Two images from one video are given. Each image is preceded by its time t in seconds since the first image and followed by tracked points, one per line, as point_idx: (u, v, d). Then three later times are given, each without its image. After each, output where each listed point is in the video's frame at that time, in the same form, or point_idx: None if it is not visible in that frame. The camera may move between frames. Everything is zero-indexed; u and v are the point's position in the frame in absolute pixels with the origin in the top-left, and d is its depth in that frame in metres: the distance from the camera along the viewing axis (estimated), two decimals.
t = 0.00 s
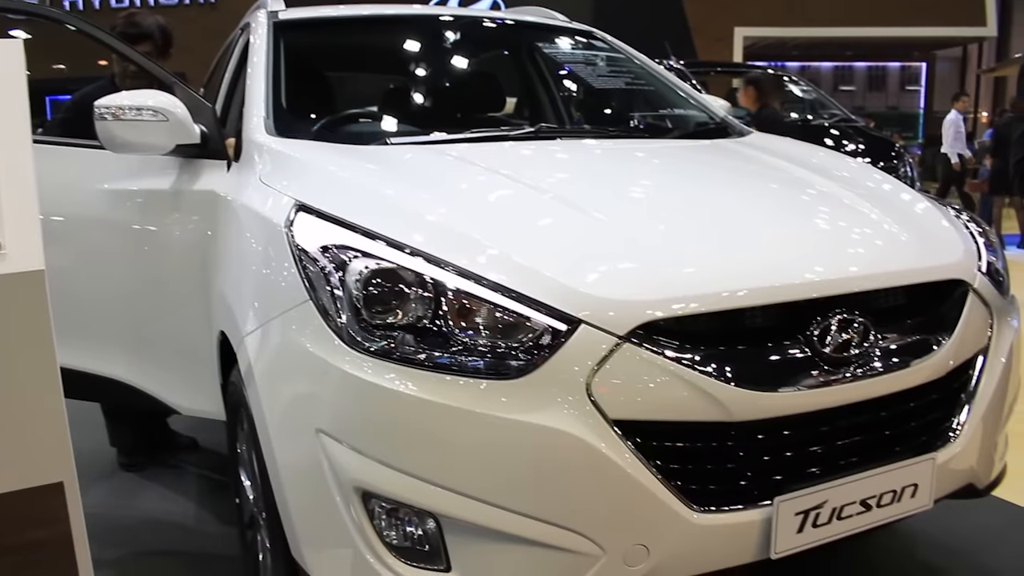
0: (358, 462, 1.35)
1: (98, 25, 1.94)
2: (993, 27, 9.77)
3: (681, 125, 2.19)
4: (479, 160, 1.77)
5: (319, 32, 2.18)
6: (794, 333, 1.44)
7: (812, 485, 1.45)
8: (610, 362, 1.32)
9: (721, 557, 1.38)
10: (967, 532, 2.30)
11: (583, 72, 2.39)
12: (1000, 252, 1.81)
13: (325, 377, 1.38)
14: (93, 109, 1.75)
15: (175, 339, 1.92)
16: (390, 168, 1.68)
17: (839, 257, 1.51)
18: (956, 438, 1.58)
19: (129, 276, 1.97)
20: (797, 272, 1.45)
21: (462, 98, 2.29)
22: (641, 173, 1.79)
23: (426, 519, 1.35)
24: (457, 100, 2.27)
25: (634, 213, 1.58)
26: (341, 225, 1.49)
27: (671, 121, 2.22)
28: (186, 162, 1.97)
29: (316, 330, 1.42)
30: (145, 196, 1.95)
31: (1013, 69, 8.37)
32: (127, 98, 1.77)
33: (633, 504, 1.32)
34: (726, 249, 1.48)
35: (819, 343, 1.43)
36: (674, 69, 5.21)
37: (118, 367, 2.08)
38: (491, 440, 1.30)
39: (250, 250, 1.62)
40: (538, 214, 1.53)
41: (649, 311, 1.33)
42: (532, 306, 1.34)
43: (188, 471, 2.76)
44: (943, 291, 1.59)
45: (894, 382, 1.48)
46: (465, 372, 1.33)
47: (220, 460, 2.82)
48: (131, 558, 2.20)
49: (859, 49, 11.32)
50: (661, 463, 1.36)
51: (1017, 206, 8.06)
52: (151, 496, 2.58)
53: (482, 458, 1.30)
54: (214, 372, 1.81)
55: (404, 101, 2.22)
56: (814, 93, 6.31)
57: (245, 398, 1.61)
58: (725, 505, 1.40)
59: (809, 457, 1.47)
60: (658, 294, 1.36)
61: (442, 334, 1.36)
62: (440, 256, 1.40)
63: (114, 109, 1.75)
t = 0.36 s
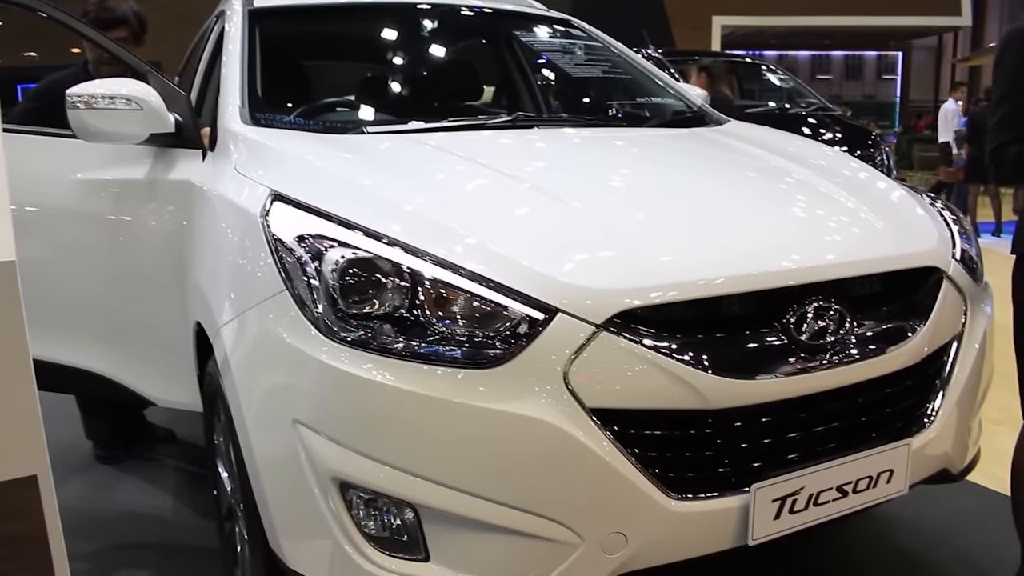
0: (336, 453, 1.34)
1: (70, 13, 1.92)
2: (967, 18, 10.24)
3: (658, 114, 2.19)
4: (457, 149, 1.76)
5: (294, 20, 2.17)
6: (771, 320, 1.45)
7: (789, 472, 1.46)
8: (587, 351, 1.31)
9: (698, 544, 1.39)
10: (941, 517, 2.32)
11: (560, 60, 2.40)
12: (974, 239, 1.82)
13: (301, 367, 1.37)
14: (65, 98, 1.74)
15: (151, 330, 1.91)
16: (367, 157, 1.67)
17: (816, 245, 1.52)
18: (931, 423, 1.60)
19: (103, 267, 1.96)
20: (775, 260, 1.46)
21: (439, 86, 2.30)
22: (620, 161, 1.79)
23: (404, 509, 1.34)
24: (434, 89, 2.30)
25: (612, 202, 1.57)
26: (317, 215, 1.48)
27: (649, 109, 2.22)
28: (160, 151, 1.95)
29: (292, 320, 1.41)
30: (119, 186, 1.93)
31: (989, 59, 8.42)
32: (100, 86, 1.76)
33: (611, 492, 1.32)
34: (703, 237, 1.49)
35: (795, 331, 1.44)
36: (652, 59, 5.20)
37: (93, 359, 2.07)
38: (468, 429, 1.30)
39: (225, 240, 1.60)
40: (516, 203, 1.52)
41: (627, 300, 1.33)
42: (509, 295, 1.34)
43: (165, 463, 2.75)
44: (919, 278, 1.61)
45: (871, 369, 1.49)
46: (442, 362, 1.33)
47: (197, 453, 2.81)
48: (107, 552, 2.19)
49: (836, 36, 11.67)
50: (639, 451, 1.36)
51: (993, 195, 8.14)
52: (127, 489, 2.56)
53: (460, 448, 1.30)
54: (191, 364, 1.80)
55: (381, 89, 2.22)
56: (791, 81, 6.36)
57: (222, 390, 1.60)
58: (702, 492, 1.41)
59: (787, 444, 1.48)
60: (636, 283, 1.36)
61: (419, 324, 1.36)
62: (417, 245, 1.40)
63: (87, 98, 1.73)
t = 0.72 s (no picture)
0: (321, 448, 1.34)
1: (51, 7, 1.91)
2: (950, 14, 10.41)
3: (643, 108, 2.20)
4: (442, 143, 1.76)
5: (278, 14, 2.19)
6: (755, 313, 1.45)
7: (774, 464, 1.47)
8: (572, 345, 1.31)
9: (684, 537, 1.39)
10: (925, 508, 2.34)
11: (545, 55, 2.41)
12: (957, 232, 1.83)
13: (286, 362, 1.37)
14: (46, 92, 1.73)
15: (136, 324, 1.90)
16: (352, 152, 1.67)
17: (801, 238, 1.52)
18: (914, 415, 1.61)
19: (86, 262, 1.94)
20: (759, 253, 1.46)
21: (424, 80, 2.29)
22: (605, 155, 1.79)
23: (390, 503, 1.34)
24: (421, 83, 2.29)
25: (597, 196, 1.58)
26: (301, 209, 1.47)
27: (634, 103, 2.22)
28: (143, 146, 1.94)
29: (277, 315, 1.40)
30: (101, 180, 1.92)
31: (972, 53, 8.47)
32: (82, 80, 1.75)
33: (597, 485, 1.32)
34: (688, 231, 1.49)
35: (779, 324, 1.44)
36: (637, 53, 5.21)
37: (77, 355, 2.06)
38: (454, 424, 1.29)
39: (209, 235, 1.60)
40: (501, 197, 1.52)
41: (612, 294, 1.33)
42: (494, 289, 1.34)
43: (151, 459, 2.74)
44: (902, 271, 1.62)
45: (855, 361, 1.49)
46: (427, 356, 1.33)
47: (182, 449, 2.80)
48: (92, 549, 2.18)
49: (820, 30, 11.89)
50: (624, 444, 1.36)
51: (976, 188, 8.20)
52: (112, 486, 2.55)
53: (446, 442, 1.30)
54: (175, 359, 1.79)
55: (365, 83, 2.21)
56: (776, 75, 6.38)
57: (206, 386, 1.59)
58: (687, 485, 1.41)
59: (773, 436, 1.48)
60: (621, 276, 1.36)
61: (404, 318, 1.36)
62: (402, 239, 1.40)
63: (68, 92, 1.72)
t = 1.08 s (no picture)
0: (308, 445, 1.34)
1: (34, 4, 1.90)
2: (935, 9, 10.47)
3: (630, 104, 2.20)
4: (429, 140, 1.76)
5: (264, 11, 2.18)
6: (742, 309, 1.45)
7: (761, 459, 1.47)
8: (559, 341, 1.31)
9: (672, 532, 1.40)
10: (911, 503, 2.36)
11: (532, 51, 2.42)
12: (943, 228, 1.84)
13: (273, 360, 1.37)
14: (30, 89, 1.72)
15: (122, 322, 1.89)
16: (339, 149, 1.66)
17: (787, 234, 1.53)
18: (900, 410, 1.62)
19: (71, 260, 1.93)
20: (746, 249, 1.46)
21: (411, 77, 2.30)
22: (593, 151, 1.79)
23: (378, 500, 1.34)
24: (406, 79, 2.29)
25: (584, 193, 1.58)
26: (288, 206, 1.47)
27: (621, 99, 2.22)
28: (129, 143, 1.93)
29: (263, 312, 1.40)
30: (86, 178, 1.91)
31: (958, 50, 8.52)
32: (66, 76, 1.74)
33: (584, 481, 1.33)
34: (676, 227, 1.49)
35: (766, 320, 1.44)
36: (625, 49, 5.21)
37: (62, 353, 2.05)
38: (441, 421, 1.29)
39: (195, 233, 1.59)
40: (488, 194, 1.52)
41: (598, 290, 1.34)
42: (480, 285, 1.34)
43: (137, 457, 2.73)
44: (888, 266, 1.62)
45: (842, 357, 1.50)
46: (414, 353, 1.32)
47: (169, 447, 2.79)
48: (79, 548, 2.17)
49: (808, 27, 11.95)
50: (612, 440, 1.37)
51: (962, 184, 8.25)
52: (98, 484, 2.54)
53: (433, 439, 1.29)
54: (162, 356, 1.79)
55: (352, 80, 2.21)
56: (763, 71, 6.39)
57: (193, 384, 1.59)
58: (674, 481, 1.42)
59: (760, 432, 1.49)
60: (608, 272, 1.36)
61: (391, 315, 1.36)
62: (389, 236, 1.39)
63: (52, 88, 1.71)
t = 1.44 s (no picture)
0: (301, 442, 1.34)
1: None
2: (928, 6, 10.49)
3: (623, 100, 2.20)
4: (423, 136, 1.76)
5: (256, 8, 2.18)
6: (735, 305, 1.46)
7: (754, 455, 1.48)
8: (551, 338, 1.31)
9: (665, 528, 1.40)
10: (904, 498, 2.36)
11: (525, 48, 2.42)
12: (935, 225, 1.85)
13: (265, 357, 1.36)
14: (21, 85, 1.71)
15: (114, 320, 1.89)
16: (332, 145, 1.66)
17: (780, 231, 1.53)
18: (892, 406, 1.62)
19: (64, 258, 1.93)
20: (739, 246, 1.47)
21: (403, 74, 2.31)
22: (586, 148, 1.79)
23: (371, 497, 1.34)
24: (399, 76, 2.31)
25: (578, 189, 1.58)
26: (280, 203, 1.47)
27: (614, 96, 2.23)
28: (120, 140, 1.93)
29: (256, 309, 1.40)
30: (78, 175, 1.91)
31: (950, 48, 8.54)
32: (57, 73, 1.74)
33: (577, 477, 1.33)
34: (669, 223, 1.49)
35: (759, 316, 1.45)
36: (619, 46, 5.22)
37: (55, 351, 2.04)
38: (434, 417, 1.29)
39: (187, 230, 1.59)
40: (482, 190, 1.52)
41: (591, 287, 1.34)
42: (473, 282, 1.34)
43: (131, 455, 2.72)
44: (881, 263, 1.63)
45: (834, 353, 1.50)
46: (407, 350, 1.32)
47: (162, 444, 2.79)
48: (72, 546, 2.16)
49: (802, 24, 11.96)
50: (605, 436, 1.37)
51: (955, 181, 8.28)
52: (91, 482, 2.53)
53: (426, 435, 1.29)
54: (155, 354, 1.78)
55: (345, 77, 2.21)
56: (757, 69, 6.40)
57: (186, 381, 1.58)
58: (667, 477, 1.42)
59: (753, 428, 1.49)
60: (601, 269, 1.36)
61: (384, 312, 1.36)
62: (381, 233, 1.39)
63: (43, 85, 1.71)
